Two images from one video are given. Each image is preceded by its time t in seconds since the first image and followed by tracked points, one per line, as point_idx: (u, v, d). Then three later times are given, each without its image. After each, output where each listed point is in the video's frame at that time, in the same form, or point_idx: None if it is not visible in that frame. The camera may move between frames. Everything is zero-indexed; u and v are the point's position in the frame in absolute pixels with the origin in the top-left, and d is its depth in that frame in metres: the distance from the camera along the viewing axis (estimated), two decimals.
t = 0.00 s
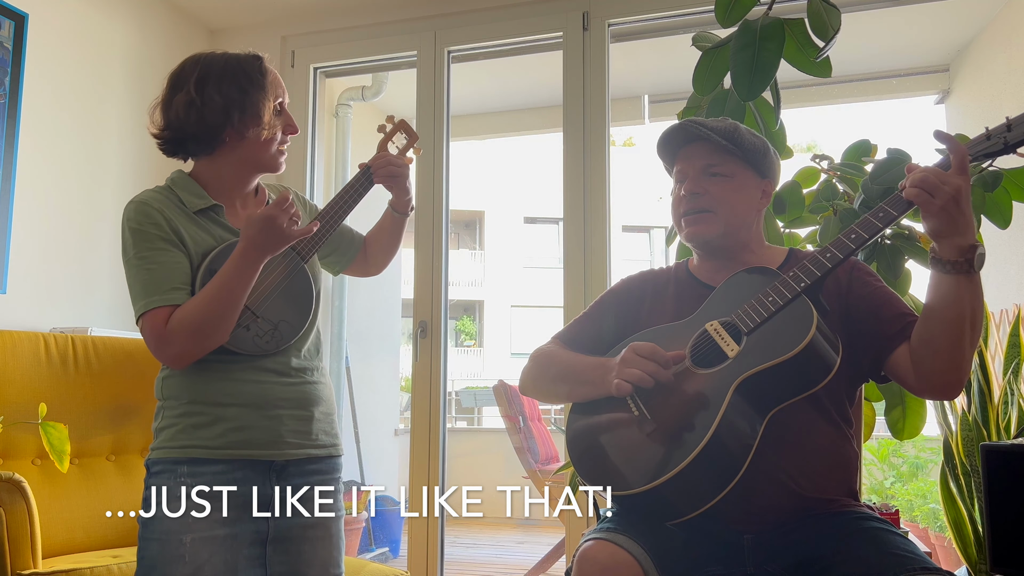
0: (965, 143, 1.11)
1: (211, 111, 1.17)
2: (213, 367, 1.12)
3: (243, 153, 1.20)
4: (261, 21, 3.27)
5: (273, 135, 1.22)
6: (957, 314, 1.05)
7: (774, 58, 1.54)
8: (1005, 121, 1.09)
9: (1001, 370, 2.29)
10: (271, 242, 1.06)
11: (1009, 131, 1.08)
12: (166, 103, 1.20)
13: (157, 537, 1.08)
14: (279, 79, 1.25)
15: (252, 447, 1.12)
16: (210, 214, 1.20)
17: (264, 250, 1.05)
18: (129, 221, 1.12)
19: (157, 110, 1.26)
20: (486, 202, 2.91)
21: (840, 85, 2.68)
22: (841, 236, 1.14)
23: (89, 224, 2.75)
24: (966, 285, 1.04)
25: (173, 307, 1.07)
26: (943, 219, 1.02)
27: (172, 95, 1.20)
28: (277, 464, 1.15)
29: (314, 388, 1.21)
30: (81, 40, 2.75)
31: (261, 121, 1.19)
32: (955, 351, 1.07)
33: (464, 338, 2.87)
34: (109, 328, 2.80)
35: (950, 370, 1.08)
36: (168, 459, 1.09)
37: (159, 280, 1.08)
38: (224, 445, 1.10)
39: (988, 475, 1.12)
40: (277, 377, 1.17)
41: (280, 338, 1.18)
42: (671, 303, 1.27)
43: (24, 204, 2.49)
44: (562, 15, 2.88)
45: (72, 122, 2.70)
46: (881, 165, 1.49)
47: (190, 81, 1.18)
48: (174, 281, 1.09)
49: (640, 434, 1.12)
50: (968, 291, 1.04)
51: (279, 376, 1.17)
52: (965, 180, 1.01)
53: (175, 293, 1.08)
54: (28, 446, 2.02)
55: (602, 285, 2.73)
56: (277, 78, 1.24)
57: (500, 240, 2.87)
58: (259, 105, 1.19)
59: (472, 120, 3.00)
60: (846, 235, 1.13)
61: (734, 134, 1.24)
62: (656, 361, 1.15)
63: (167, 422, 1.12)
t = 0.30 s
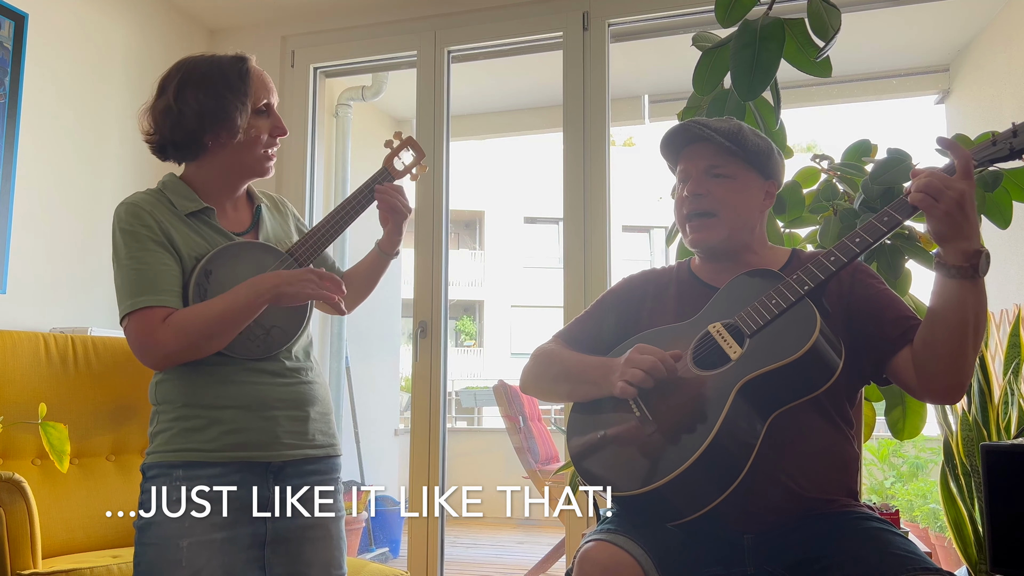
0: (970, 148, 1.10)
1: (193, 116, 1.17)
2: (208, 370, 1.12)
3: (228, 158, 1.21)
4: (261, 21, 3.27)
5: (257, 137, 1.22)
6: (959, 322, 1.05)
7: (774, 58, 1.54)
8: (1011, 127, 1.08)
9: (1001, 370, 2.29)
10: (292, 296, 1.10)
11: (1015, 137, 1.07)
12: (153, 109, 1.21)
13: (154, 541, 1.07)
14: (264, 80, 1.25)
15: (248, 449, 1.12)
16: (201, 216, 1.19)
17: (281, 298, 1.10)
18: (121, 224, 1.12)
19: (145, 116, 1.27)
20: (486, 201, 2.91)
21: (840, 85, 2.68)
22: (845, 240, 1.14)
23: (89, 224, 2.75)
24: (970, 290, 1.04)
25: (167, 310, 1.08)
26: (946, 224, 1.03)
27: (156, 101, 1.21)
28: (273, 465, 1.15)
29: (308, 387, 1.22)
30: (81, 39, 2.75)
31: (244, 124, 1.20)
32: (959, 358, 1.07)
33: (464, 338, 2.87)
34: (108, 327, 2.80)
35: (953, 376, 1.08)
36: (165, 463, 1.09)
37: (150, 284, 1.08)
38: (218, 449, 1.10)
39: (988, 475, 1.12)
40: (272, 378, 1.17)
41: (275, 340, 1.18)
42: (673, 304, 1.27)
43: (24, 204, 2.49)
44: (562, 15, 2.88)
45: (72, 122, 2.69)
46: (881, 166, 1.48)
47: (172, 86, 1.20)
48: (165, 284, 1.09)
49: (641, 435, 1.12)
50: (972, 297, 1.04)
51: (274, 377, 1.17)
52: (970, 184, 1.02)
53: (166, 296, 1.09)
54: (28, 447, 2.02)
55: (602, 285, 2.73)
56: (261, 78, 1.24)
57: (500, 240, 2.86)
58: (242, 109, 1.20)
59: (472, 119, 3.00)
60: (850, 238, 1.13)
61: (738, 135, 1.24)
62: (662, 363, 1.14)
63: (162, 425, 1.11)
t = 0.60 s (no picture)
0: (976, 150, 1.10)
1: (203, 102, 1.21)
2: (199, 366, 1.12)
3: (235, 145, 1.23)
4: (261, 21, 3.27)
5: (265, 127, 1.24)
6: (966, 323, 1.05)
7: (774, 57, 1.54)
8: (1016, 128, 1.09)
9: (1001, 370, 2.28)
10: (295, 269, 1.13)
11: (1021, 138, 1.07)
12: (167, 100, 1.25)
13: (143, 540, 1.06)
14: (276, 75, 1.28)
15: (238, 447, 1.12)
16: (207, 202, 1.21)
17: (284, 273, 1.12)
18: (127, 202, 1.14)
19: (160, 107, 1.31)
20: (486, 201, 2.90)
21: (840, 86, 2.68)
22: (849, 240, 1.14)
23: (89, 224, 2.75)
24: (976, 291, 1.04)
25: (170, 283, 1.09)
26: (950, 224, 1.03)
27: (169, 90, 1.25)
28: (263, 464, 1.15)
29: (300, 387, 1.22)
30: (81, 39, 2.75)
31: (251, 112, 1.22)
32: (965, 360, 1.06)
33: (464, 338, 2.87)
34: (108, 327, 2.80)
35: (959, 378, 1.07)
36: (155, 461, 1.08)
37: (154, 255, 1.10)
38: (208, 446, 1.10)
39: (988, 476, 1.12)
40: (264, 377, 1.17)
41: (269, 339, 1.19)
42: (675, 302, 1.27)
43: (24, 204, 2.48)
44: (562, 15, 2.88)
45: (72, 122, 2.69)
46: (881, 165, 1.48)
47: (185, 77, 1.24)
48: (168, 258, 1.11)
49: (641, 434, 1.12)
50: (978, 297, 1.04)
51: (267, 375, 1.17)
52: (976, 185, 1.02)
53: (169, 269, 1.10)
54: (28, 447, 2.02)
55: (602, 285, 2.73)
56: (274, 75, 1.28)
57: (500, 240, 2.86)
58: (251, 98, 1.22)
59: (472, 119, 3.00)
60: (855, 238, 1.13)
61: (735, 133, 1.23)
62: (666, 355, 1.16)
63: (151, 420, 1.11)
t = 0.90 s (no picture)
0: (980, 153, 1.10)
1: (209, 101, 1.22)
2: (200, 369, 1.12)
3: (238, 146, 1.23)
4: (261, 21, 3.27)
5: (269, 129, 1.24)
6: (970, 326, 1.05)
7: (774, 57, 1.53)
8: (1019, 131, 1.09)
9: (1001, 369, 2.28)
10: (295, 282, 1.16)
11: None
12: (180, 101, 1.28)
13: (144, 544, 1.05)
14: (287, 79, 1.28)
15: (239, 449, 1.12)
16: (213, 202, 1.22)
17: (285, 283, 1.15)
18: (133, 198, 1.15)
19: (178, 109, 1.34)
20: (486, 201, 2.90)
21: (840, 86, 2.68)
22: (851, 242, 1.14)
23: (89, 224, 2.75)
24: (978, 295, 1.04)
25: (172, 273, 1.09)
26: (953, 229, 1.03)
27: (180, 90, 1.27)
28: (265, 467, 1.16)
29: (301, 387, 1.22)
30: (81, 39, 2.75)
31: (255, 114, 1.23)
32: (965, 363, 1.06)
33: (464, 338, 2.87)
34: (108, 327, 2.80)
35: (959, 380, 1.07)
36: (156, 462, 1.08)
37: (157, 248, 1.10)
38: (209, 448, 1.10)
39: (988, 475, 1.11)
40: (265, 379, 1.17)
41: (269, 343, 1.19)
42: (677, 303, 1.27)
43: (24, 204, 2.49)
44: (562, 15, 2.88)
45: (72, 122, 2.69)
46: (881, 165, 1.48)
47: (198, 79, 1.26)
48: (173, 252, 1.11)
49: (641, 434, 1.12)
50: (981, 300, 1.04)
51: (267, 377, 1.18)
52: (978, 189, 1.02)
53: (171, 263, 1.10)
54: (28, 447, 2.02)
55: (602, 285, 2.73)
56: (286, 80, 1.28)
57: (500, 240, 2.86)
58: (256, 100, 1.23)
59: (471, 119, 3.00)
60: (857, 241, 1.13)
61: (727, 134, 1.23)
62: (662, 366, 1.15)
63: (152, 424, 1.11)
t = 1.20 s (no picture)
0: (976, 151, 1.10)
1: (215, 105, 1.29)
2: (201, 368, 1.13)
3: (240, 143, 1.27)
4: (261, 21, 3.27)
5: (271, 124, 1.27)
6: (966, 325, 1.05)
7: (774, 57, 1.53)
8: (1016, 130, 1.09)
9: (1001, 369, 2.29)
10: (272, 271, 1.10)
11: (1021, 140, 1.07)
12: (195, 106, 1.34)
13: (145, 543, 1.06)
14: (291, 78, 1.32)
15: (240, 448, 1.13)
16: (222, 200, 1.23)
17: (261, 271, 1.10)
18: (137, 189, 1.16)
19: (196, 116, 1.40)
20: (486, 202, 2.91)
21: (840, 86, 2.69)
22: (848, 241, 1.14)
23: (89, 225, 2.75)
24: (976, 292, 1.04)
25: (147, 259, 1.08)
26: (950, 225, 1.03)
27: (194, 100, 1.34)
28: (265, 466, 1.16)
29: (302, 387, 1.23)
30: (81, 39, 2.75)
31: (256, 111, 1.27)
32: (966, 363, 1.06)
33: (464, 338, 2.87)
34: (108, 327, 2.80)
35: (959, 381, 1.07)
36: (155, 463, 1.09)
37: (143, 236, 1.09)
38: (210, 447, 1.10)
39: (989, 475, 1.11)
40: (267, 378, 1.17)
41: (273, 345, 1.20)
42: (676, 302, 1.27)
43: (24, 204, 2.49)
44: (562, 15, 2.88)
45: (72, 122, 2.69)
46: (881, 165, 1.48)
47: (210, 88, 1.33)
48: (160, 243, 1.10)
49: (641, 434, 1.13)
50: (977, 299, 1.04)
51: (270, 377, 1.18)
52: (974, 186, 1.02)
53: (153, 251, 1.09)
54: (28, 447, 2.02)
55: (602, 285, 2.73)
56: (291, 79, 1.32)
57: (500, 240, 2.86)
58: (257, 98, 1.28)
59: (472, 119, 3.00)
60: (854, 240, 1.14)
61: (725, 135, 1.23)
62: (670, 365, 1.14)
63: (154, 423, 1.11)
